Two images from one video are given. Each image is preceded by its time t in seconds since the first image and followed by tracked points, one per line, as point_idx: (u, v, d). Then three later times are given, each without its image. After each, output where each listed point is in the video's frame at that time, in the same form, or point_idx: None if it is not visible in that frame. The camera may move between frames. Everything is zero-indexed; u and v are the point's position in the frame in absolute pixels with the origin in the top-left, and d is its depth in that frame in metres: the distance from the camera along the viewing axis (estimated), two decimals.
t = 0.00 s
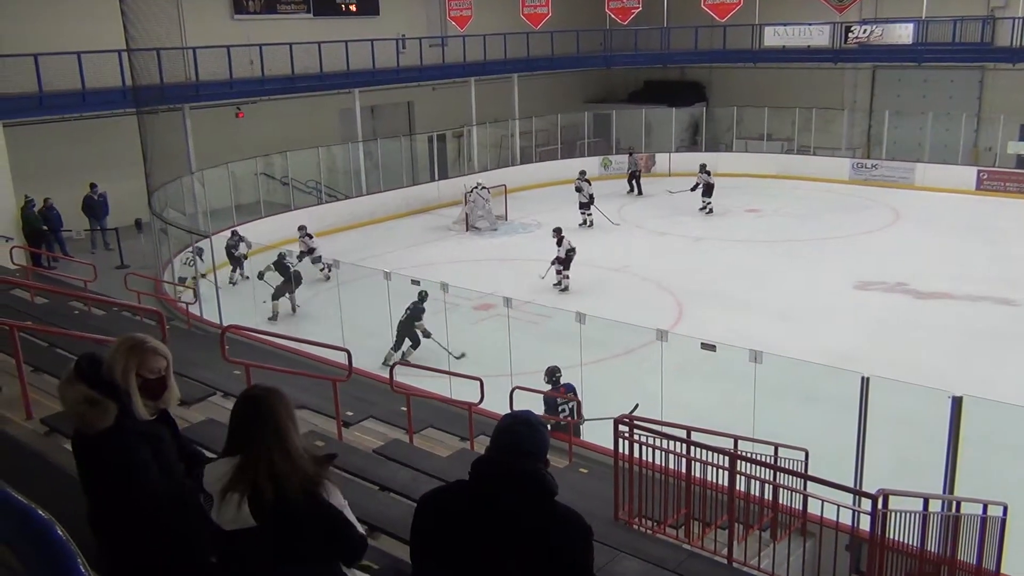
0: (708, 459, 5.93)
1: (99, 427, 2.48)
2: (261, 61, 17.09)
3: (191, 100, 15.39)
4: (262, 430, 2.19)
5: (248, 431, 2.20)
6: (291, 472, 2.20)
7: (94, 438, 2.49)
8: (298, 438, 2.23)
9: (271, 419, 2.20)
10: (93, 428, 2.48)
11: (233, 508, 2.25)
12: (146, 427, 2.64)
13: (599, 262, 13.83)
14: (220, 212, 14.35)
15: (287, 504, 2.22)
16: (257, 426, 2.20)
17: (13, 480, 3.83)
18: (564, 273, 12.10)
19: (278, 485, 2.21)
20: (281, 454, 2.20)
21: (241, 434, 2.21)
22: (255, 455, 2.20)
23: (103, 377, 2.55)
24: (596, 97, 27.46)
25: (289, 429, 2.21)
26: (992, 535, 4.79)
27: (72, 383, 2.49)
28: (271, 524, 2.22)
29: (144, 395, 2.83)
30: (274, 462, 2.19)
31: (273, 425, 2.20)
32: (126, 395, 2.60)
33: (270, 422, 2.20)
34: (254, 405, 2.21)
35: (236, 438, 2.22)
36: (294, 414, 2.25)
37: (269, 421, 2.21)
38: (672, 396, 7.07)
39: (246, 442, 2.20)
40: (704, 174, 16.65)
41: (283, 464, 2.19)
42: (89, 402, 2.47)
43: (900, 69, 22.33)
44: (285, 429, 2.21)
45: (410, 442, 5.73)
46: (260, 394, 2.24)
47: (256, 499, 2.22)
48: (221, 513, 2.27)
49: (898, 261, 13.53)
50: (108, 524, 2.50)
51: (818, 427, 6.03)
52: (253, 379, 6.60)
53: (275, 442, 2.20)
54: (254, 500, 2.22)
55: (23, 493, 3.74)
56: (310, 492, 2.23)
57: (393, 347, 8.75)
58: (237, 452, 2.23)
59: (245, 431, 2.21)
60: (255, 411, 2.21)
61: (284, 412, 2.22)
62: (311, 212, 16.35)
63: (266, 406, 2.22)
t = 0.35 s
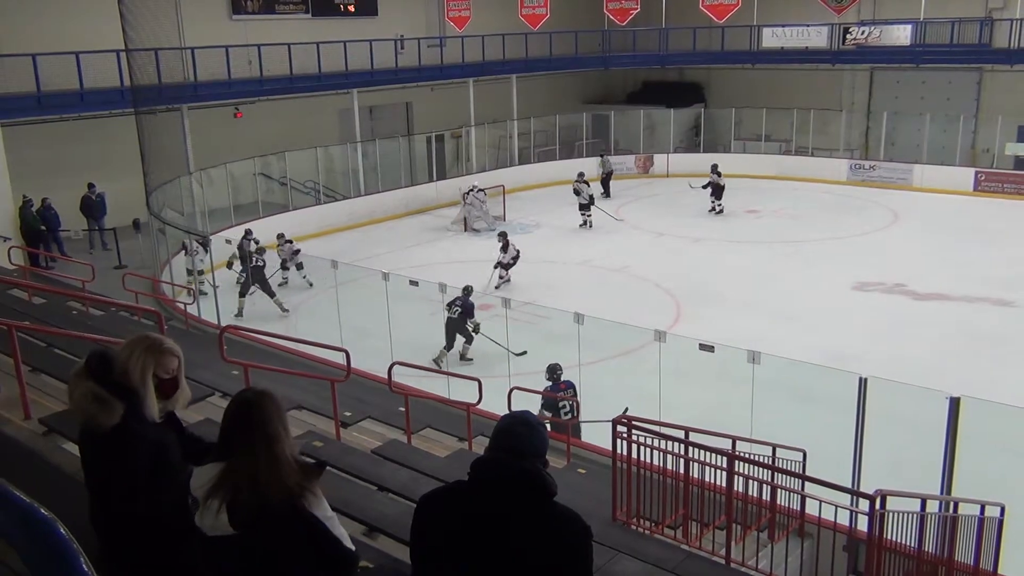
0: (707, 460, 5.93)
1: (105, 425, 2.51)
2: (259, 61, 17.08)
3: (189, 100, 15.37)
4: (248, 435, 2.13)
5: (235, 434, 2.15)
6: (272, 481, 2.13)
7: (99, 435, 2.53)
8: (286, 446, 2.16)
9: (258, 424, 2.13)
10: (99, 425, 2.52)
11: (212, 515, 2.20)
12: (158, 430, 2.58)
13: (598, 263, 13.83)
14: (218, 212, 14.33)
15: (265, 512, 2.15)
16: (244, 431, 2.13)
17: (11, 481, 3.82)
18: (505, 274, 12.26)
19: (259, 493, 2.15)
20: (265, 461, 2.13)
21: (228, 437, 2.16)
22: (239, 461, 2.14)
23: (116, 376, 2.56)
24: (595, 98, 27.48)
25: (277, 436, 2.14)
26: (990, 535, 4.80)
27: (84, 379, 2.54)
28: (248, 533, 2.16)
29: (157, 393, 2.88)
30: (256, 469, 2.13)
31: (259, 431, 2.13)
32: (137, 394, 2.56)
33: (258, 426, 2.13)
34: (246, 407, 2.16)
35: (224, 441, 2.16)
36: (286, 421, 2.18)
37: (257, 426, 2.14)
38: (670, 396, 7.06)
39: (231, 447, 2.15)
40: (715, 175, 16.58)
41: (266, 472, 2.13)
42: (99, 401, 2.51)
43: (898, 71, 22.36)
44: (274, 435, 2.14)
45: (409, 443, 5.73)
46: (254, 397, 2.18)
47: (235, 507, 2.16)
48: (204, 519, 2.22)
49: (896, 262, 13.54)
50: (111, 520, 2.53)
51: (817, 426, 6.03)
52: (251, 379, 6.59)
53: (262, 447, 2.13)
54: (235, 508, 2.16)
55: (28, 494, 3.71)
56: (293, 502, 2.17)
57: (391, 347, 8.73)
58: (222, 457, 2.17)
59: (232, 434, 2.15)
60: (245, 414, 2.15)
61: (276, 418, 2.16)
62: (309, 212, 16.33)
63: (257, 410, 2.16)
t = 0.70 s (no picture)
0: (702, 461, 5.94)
1: (99, 419, 2.52)
2: (255, 62, 17.07)
3: (185, 100, 15.35)
4: (261, 430, 2.11)
5: (247, 427, 2.12)
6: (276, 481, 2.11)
7: (92, 428, 2.53)
8: (296, 448, 2.14)
9: (272, 420, 2.11)
10: (92, 419, 2.52)
11: (213, 502, 2.18)
12: (151, 422, 2.58)
13: (594, 264, 13.84)
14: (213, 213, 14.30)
15: (264, 509, 2.13)
16: (256, 426, 2.11)
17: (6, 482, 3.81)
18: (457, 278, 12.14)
19: (260, 490, 2.13)
20: (273, 460, 2.11)
21: (240, 428, 2.14)
22: (248, 454, 2.13)
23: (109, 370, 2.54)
24: (590, 99, 27.51)
25: (289, 437, 2.12)
26: (983, 537, 4.81)
27: (77, 374, 2.53)
28: (244, 526, 2.14)
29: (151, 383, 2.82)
30: (262, 463, 2.12)
31: (272, 429, 2.11)
32: (132, 387, 2.55)
33: (272, 423, 2.11)
34: (261, 402, 2.13)
35: (236, 433, 2.14)
36: (302, 423, 2.15)
37: (271, 423, 2.12)
38: (665, 398, 7.07)
39: (243, 438, 2.13)
40: (718, 177, 16.52)
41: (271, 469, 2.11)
42: (88, 396, 2.50)
43: (893, 73, 22.43)
44: (286, 436, 2.11)
45: (405, 444, 5.72)
46: (272, 392, 2.17)
47: (234, 499, 2.14)
48: (203, 503, 2.23)
49: (891, 264, 13.58)
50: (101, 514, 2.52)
51: (811, 428, 6.05)
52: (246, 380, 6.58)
53: (271, 445, 2.11)
54: (236, 501, 2.14)
55: (31, 497, 3.70)
56: (294, 503, 2.14)
57: (386, 349, 8.72)
58: (232, 449, 2.16)
59: (244, 427, 2.13)
60: (260, 408, 2.13)
61: (291, 418, 2.13)
62: (305, 213, 16.32)
63: (272, 406, 2.13)
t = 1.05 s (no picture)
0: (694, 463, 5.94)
1: (96, 426, 2.55)
2: (247, 63, 17.03)
3: (176, 102, 15.32)
4: (284, 432, 2.13)
5: (270, 428, 2.14)
6: (298, 484, 2.13)
7: (89, 435, 2.57)
8: (318, 452, 2.16)
9: (295, 424, 2.13)
10: (88, 427, 2.55)
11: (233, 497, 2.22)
12: (146, 422, 2.65)
13: (586, 266, 13.85)
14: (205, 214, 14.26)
15: (280, 511, 2.15)
16: (280, 429, 2.13)
17: None
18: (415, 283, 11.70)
19: (277, 494, 2.15)
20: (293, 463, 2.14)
21: (264, 429, 2.15)
22: (270, 454, 2.15)
23: (98, 377, 2.59)
24: (584, 102, 27.52)
25: (310, 441, 2.14)
26: (973, 538, 4.82)
27: (67, 387, 2.56)
28: (260, 524, 2.16)
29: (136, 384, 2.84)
30: (283, 465, 2.14)
31: (294, 434, 2.13)
32: (124, 389, 2.61)
33: (295, 426, 2.13)
34: (284, 405, 2.15)
35: (260, 433, 2.16)
36: (324, 429, 2.17)
37: (292, 429, 2.14)
38: (658, 400, 7.09)
39: (266, 439, 2.15)
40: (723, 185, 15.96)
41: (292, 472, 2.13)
42: (82, 404, 2.52)
43: (884, 76, 22.50)
44: (309, 439, 2.14)
45: (397, 446, 5.72)
46: (297, 395, 2.19)
47: (253, 498, 2.16)
48: (222, 497, 2.26)
49: (883, 266, 13.62)
50: (103, 516, 2.62)
51: (803, 429, 6.06)
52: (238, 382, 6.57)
53: (293, 449, 2.13)
54: (253, 501, 2.17)
55: (20, 500, 3.69)
56: (311, 506, 2.16)
57: (379, 350, 8.72)
58: (255, 448, 2.18)
59: (268, 430, 2.14)
60: (283, 410, 2.15)
61: (313, 422, 2.15)
62: (297, 214, 16.29)
63: (295, 410, 2.15)
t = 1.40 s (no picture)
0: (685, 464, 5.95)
1: (87, 425, 2.55)
2: (236, 66, 16.97)
3: (165, 105, 15.26)
4: (314, 437, 2.12)
5: (299, 431, 2.14)
6: (321, 487, 2.14)
7: (80, 434, 2.56)
8: (345, 457, 2.16)
9: (325, 428, 2.13)
10: (79, 426, 2.54)
11: (251, 492, 2.21)
12: (135, 423, 2.66)
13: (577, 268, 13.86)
14: (194, 217, 14.21)
15: (301, 513, 2.15)
16: (309, 433, 2.13)
17: None
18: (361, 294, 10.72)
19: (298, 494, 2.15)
20: (320, 466, 2.14)
21: (292, 431, 2.15)
22: (296, 457, 2.14)
23: (90, 376, 2.58)
24: (573, 104, 27.56)
25: (337, 446, 2.14)
26: (962, 537, 4.84)
27: (60, 386, 2.54)
28: (279, 523, 2.17)
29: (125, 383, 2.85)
30: (310, 468, 2.14)
31: (320, 438, 2.13)
32: (113, 389, 2.61)
33: (325, 432, 2.13)
34: (315, 410, 2.14)
35: (286, 435, 2.16)
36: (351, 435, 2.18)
37: (319, 433, 2.13)
38: (648, 401, 7.09)
39: (294, 441, 2.14)
40: (711, 188, 15.83)
41: (318, 475, 2.14)
42: (75, 404, 2.52)
43: (872, 77, 22.63)
44: (335, 444, 2.14)
45: (387, 449, 5.71)
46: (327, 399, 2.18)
47: (273, 496, 2.16)
48: (240, 490, 2.24)
49: (872, 266, 13.67)
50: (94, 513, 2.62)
51: (794, 430, 6.07)
52: (228, 386, 6.54)
53: (321, 454, 2.13)
54: (273, 498, 2.17)
55: (6, 507, 3.66)
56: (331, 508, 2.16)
57: (369, 353, 8.69)
58: (280, 446, 2.17)
59: (296, 431, 2.14)
60: (315, 413, 2.14)
61: (342, 428, 2.15)
62: (287, 217, 16.26)
63: (323, 414, 2.14)
